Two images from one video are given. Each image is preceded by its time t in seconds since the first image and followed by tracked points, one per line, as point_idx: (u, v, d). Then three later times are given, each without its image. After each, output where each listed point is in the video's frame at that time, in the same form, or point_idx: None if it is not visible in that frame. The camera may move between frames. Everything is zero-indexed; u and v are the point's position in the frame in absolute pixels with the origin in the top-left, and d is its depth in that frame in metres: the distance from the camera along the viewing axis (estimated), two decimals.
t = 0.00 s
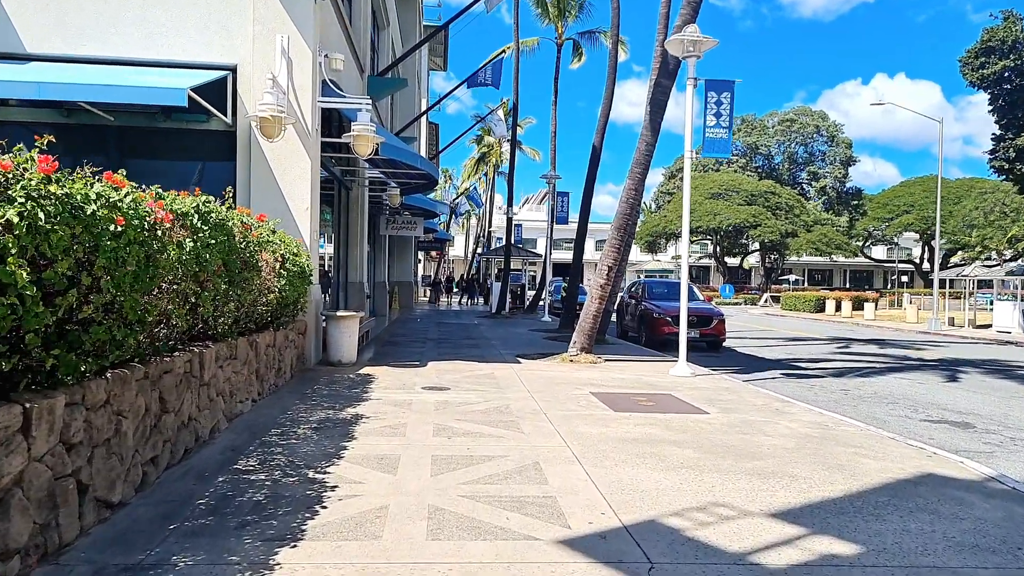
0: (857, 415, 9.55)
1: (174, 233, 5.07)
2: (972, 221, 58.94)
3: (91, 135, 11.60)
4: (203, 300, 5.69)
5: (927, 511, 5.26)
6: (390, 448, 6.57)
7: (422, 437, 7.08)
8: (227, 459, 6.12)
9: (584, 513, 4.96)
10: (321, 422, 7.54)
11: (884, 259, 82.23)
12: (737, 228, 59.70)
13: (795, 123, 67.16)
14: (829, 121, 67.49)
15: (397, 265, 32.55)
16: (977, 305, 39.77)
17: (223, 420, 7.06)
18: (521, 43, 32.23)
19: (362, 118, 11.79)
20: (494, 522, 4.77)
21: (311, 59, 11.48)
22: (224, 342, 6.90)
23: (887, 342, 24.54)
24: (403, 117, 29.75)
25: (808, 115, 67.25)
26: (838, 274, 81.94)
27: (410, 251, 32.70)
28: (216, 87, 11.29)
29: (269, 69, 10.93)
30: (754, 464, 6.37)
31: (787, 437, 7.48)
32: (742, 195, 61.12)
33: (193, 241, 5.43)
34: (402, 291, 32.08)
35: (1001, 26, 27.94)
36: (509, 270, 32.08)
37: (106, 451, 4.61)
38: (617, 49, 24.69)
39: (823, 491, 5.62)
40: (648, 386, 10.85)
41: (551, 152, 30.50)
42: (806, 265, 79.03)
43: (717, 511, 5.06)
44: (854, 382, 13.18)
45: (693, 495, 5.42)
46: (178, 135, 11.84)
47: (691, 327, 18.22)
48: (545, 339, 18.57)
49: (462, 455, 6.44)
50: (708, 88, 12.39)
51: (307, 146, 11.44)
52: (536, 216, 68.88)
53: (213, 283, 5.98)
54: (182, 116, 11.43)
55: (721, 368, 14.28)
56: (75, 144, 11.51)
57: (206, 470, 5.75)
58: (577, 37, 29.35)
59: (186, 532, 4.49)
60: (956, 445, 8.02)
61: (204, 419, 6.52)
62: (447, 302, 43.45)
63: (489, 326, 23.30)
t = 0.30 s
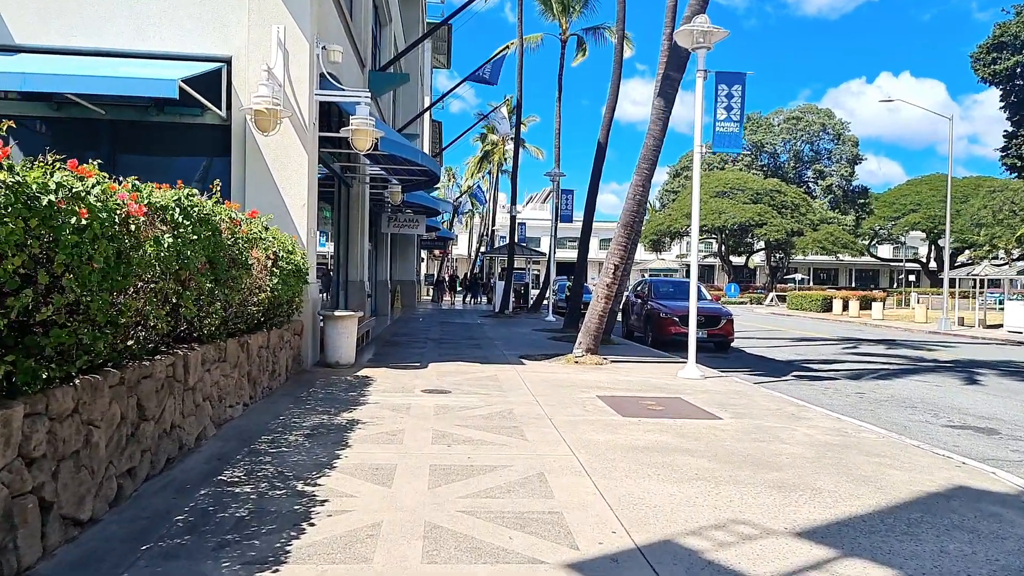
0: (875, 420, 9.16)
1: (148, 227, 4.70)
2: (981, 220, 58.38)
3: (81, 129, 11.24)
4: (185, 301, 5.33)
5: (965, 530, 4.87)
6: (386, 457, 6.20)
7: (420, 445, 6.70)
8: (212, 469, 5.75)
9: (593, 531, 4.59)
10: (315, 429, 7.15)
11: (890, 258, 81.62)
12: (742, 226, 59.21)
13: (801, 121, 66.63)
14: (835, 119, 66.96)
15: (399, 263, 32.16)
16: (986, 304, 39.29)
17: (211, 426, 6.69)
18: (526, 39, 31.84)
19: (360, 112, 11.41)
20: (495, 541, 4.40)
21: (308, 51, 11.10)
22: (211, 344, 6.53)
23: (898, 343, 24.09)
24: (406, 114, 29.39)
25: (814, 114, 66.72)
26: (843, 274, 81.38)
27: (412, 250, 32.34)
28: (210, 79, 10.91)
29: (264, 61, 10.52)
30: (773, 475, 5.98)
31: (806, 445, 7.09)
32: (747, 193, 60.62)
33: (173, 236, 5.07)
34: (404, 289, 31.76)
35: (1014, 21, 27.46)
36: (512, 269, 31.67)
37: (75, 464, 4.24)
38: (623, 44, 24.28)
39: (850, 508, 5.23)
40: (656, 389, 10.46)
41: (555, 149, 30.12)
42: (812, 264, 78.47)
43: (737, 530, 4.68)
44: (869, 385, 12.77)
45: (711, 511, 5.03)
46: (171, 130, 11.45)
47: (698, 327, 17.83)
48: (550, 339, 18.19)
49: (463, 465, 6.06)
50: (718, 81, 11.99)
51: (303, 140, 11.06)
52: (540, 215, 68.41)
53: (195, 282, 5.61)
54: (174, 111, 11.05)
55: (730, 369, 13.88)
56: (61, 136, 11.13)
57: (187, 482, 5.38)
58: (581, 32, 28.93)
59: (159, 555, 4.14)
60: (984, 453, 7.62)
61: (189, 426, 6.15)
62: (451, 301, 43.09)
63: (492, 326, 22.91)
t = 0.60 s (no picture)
0: (898, 429, 8.76)
1: (124, 229, 4.34)
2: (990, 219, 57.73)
3: (73, 126, 10.87)
4: (169, 307, 4.97)
5: (1013, 557, 4.47)
6: (387, 472, 5.83)
7: (422, 458, 6.33)
8: (199, 487, 5.39)
9: (608, 559, 4.21)
10: (311, 440, 6.79)
11: (897, 257, 80.91)
12: (749, 225, 58.69)
13: (808, 120, 66.07)
14: (843, 117, 66.34)
15: (403, 263, 31.80)
16: (997, 305, 38.73)
17: (201, 438, 6.34)
18: (531, 36, 31.43)
19: (362, 108, 11.04)
20: (502, 571, 4.02)
21: (308, 45, 10.73)
22: (200, 352, 6.17)
23: (910, 344, 23.62)
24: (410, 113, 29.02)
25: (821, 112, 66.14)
26: (850, 273, 80.78)
27: (417, 250, 32.03)
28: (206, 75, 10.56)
29: (262, 55, 10.16)
30: (799, 493, 5.59)
31: (830, 458, 6.70)
32: (754, 192, 60.06)
33: (155, 238, 4.72)
34: (408, 290, 31.43)
35: None
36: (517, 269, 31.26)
37: (43, 487, 3.89)
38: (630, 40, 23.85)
39: (885, 531, 4.84)
40: (668, 396, 10.07)
41: (561, 148, 29.71)
42: (818, 263, 77.85)
43: (766, 558, 4.29)
44: (887, 390, 12.35)
45: (735, 535, 4.65)
46: (165, 126, 11.15)
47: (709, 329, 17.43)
48: (556, 341, 17.80)
49: (467, 481, 5.68)
50: (731, 75, 11.58)
51: (303, 137, 10.69)
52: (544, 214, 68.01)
53: (181, 287, 5.25)
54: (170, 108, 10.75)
55: (743, 373, 13.48)
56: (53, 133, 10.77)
57: (171, 502, 5.03)
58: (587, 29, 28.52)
59: None
60: (1017, 466, 7.22)
61: (175, 440, 5.80)
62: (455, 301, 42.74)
63: (497, 327, 22.54)
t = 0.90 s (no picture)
0: (916, 433, 8.39)
1: (84, 220, 4.00)
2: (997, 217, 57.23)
3: (62, 120, 10.54)
4: (140, 304, 4.62)
5: None
6: (378, 480, 5.47)
7: (417, 464, 5.97)
8: (177, 497, 5.06)
9: None
10: (300, 445, 6.45)
11: (901, 255, 80.37)
12: (753, 223, 58.18)
13: (812, 116, 65.59)
14: (847, 114, 65.80)
15: (404, 261, 31.46)
16: (1004, 302, 38.31)
17: (183, 442, 6.00)
18: (533, 31, 31.03)
19: (358, 99, 10.69)
20: None
21: (301, 34, 10.38)
22: (181, 352, 5.85)
23: (919, 343, 23.23)
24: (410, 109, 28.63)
25: (826, 109, 65.64)
26: (854, 270, 80.29)
27: (417, 249, 31.71)
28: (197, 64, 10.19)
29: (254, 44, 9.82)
30: (818, 504, 5.21)
31: (849, 464, 6.34)
32: (757, 190, 59.53)
33: (124, 231, 4.40)
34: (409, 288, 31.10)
35: None
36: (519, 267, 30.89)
37: None
38: (634, 34, 23.46)
39: (915, 547, 4.47)
40: (675, 397, 9.71)
41: (564, 143, 29.32)
42: (822, 261, 77.40)
43: None
44: (900, 391, 11.98)
45: (752, 551, 4.30)
46: (157, 120, 10.78)
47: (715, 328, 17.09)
48: (559, 340, 17.43)
49: (463, 490, 5.32)
50: (740, 65, 11.20)
51: (296, 129, 10.34)
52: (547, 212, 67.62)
53: (155, 283, 4.91)
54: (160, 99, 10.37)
55: (751, 373, 13.11)
56: (40, 126, 10.45)
57: (144, 515, 4.69)
58: (590, 23, 28.15)
59: None
60: None
61: (154, 446, 5.46)
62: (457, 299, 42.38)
63: (499, 325, 22.18)
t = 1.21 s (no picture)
0: (938, 444, 7.99)
1: (37, 222, 3.62)
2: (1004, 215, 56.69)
3: (48, 116, 10.20)
4: (106, 314, 4.25)
5: None
6: (369, 501, 5.09)
7: (411, 481, 5.59)
8: (150, 520, 4.69)
9: None
10: (288, 460, 6.06)
11: (906, 254, 79.81)
12: (757, 222, 57.68)
13: (817, 114, 65.09)
14: (853, 112, 65.26)
15: (405, 261, 31.07)
16: (1013, 302, 37.78)
17: (162, 458, 5.63)
18: (536, 27, 30.61)
19: (354, 94, 10.31)
20: None
21: (296, 27, 9.99)
22: (159, 362, 5.48)
23: (929, 345, 22.81)
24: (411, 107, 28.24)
25: (831, 106, 65.11)
26: (859, 270, 79.73)
27: (419, 248, 31.35)
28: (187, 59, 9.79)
29: (246, 37, 9.43)
30: (844, 529, 4.83)
31: (872, 482, 5.95)
32: (761, 188, 59.03)
33: (87, 234, 4.02)
34: (410, 288, 30.75)
35: None
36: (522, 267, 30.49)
37: None
38: (639, 29, 23.04)
39: None
40: (683, 404, 9.32)
41: (567, 141, 28.92)
42: (827, 260, 76.90)
43: None
44: (915, 397, 11.57)
45: None
46: (145, 116, 10.39)
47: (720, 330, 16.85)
48: (562, 342, 17.05)
49: (461, 512, 4.93)
50: (751, 59, 10.80)
51: (291, 125, 9.97)
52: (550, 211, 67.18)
53: (123, 290, 4.54)
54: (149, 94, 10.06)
55: (761, 377, 12.71)
56: (26, 121, 10.13)
57: (112, 543, 4.32)
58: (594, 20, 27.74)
59: None
60: None
61: (129, 464, 5.09)
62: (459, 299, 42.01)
63: (502, 326, 21.80)
